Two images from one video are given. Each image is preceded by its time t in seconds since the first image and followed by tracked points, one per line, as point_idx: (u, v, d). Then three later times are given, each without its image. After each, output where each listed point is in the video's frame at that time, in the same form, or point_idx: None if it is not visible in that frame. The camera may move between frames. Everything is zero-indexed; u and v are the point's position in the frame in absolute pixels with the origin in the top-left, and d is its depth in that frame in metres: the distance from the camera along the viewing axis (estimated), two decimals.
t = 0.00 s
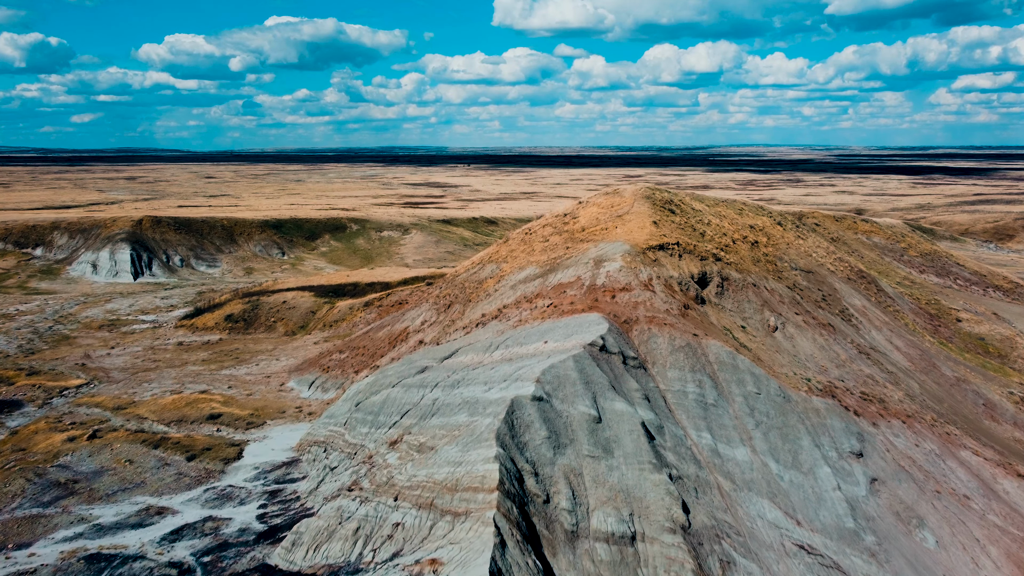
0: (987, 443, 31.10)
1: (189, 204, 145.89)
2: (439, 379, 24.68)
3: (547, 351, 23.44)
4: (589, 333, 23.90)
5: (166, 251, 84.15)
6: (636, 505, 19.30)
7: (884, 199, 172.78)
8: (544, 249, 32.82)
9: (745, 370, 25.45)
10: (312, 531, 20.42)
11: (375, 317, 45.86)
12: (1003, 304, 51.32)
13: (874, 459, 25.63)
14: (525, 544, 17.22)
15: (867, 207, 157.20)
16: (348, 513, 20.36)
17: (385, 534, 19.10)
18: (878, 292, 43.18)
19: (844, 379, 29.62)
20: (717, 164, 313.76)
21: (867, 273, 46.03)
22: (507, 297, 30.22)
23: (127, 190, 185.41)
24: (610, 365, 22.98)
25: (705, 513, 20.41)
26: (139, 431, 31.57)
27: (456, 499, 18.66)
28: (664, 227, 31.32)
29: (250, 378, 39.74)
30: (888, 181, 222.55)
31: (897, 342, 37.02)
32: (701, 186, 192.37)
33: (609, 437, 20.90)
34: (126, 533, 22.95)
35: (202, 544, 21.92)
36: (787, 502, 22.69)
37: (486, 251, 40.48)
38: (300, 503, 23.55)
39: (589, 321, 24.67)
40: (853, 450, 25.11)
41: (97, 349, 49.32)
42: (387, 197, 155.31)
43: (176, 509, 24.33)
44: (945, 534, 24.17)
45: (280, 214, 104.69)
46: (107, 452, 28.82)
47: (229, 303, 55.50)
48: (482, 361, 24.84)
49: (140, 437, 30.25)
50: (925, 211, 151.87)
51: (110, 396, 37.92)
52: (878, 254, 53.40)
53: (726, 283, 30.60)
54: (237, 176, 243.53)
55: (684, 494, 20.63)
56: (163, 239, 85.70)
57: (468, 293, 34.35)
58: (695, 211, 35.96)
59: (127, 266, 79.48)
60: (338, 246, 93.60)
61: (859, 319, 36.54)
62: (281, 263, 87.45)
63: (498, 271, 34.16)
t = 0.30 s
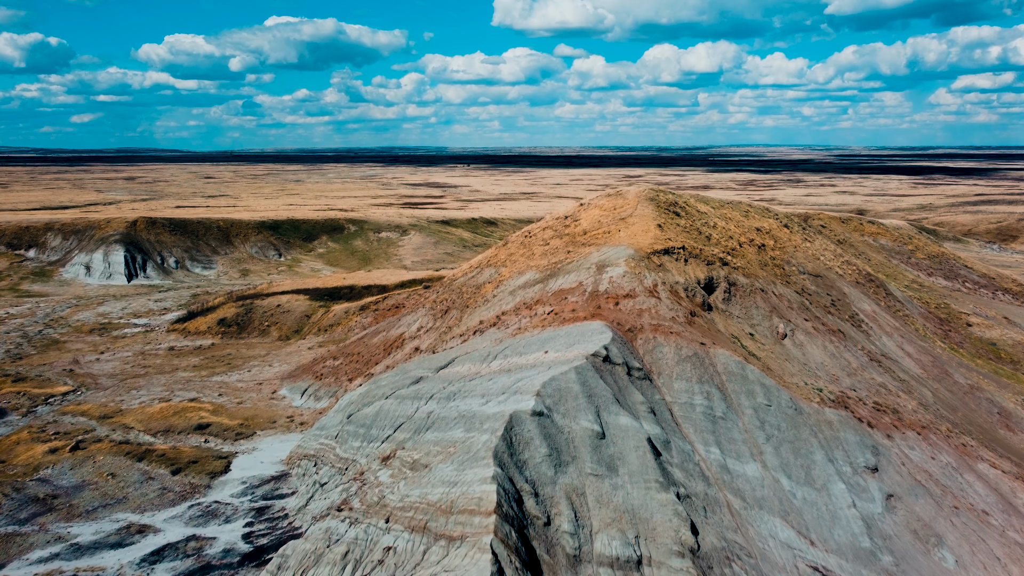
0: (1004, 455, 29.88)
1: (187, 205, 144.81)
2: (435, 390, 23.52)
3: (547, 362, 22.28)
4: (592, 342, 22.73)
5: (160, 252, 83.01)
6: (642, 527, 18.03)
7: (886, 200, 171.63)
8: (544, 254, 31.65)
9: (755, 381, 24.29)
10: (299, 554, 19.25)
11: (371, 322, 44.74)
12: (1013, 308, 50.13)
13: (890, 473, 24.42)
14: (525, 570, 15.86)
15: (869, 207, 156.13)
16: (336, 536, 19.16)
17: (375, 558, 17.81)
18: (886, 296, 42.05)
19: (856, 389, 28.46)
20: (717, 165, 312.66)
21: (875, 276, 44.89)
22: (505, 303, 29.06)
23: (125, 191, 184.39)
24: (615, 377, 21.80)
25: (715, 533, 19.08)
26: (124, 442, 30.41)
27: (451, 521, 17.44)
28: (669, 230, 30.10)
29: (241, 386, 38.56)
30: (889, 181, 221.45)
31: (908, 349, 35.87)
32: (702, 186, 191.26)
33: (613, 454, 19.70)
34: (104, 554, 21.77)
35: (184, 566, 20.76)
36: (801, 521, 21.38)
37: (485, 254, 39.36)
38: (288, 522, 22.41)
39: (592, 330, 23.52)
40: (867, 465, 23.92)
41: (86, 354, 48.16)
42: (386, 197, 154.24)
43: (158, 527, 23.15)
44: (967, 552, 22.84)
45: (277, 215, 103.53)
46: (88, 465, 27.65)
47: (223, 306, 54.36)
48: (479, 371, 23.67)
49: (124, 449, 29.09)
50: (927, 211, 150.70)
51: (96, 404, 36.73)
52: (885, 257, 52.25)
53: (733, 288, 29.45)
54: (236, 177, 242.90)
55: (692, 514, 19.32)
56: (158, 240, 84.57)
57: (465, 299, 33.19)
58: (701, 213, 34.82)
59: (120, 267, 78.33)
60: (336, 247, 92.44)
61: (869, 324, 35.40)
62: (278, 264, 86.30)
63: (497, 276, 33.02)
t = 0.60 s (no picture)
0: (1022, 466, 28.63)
1: (184, 205, 143.71)
2: (430, 403, 22.35)
3: (549, 373, 21.13)
4: (595, 352, 21.55)
5: (155, 254, 81.87)
6: (648, 552, 16.78)
7: (888, 200, 170.51)
8: (544, 258, 30.49)
9: (766, 393, 23.13)
10: None
11: (367, 326, 43.61)
12: None
13: (907, 488, 23.15)
14: None
15: (870, 208, 155.04)
16: (324, 560, 18.01)
17: None
18: (896, 300, 40.91)
19: (869, 399, 27.29)
20: (717, 165, 311.68)
21: (884, 279, 43.77)
22: (504, 309, 27.89)
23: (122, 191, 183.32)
24: (619, 389, 20.63)
25: (725, 556, 17.77)
26: (108, 453, 29.25)
27: (445, 548, 16.25)
28: (675, 233, 28.93)
29: (232, 393, 37.39)
30: (890, 181, 220.45)
31: (920, 355, 34.70)
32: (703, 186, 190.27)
33: (618, 473, 18.50)
34: None
35: None
36: (816, 541, 20.09)
37: (483, 257, 38.22)
38: (275, 542, 21.23)
39: (595, 339, 22.35)
40: (883, 481, 22.71)
41: (75, 359, 46.99)
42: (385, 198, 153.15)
43: (138, 547, 22.00)
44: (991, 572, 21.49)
45: (274, 216, 102.36)
46: (69, 479, 26.49)
47: (216, 310, 53.25)
48: (476, 383, 22.50)
49: (107, 461, 27.94)
50: (929, 211, 149.64)
51: (82, 412, 35.54)
52: (893, 259, 51.13)
53: (741, 294, 28.31)
54: (235, 176, 242.03)
55: (702, 536, 18.06)
56: (152, 241, 83.42)
57: (463, 304, 32.06)
58: (706, 215, 33.66)
59: (114, 269, 77.18)
60: (333, 249, 91.29)
61: (880, 330, 34.25)
62: (274, 266, 85.16)
63: (495, 281, 31.85)
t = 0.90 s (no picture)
0: None
1: (182, 205, 142.69)
2: (424, 417, 21.20)
3: (550, 386, 19.97)
4: (599, 363, 20.36)
5: (150, 256, 80.72)
6: None
7: (889, 200, 169.45)
8: (545, 262, 29.34)
9: (778, 406, 22.00)
10: None
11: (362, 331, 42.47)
12: None
13: (926, 506, 21.87)
14: None
15: (872, 208, 153.98)
16: None
17: None
18: (906, 304, 39.76)
19: (883, 410, 26.13)
20: (717, 164, 310.69)
21: (893, 283, 42.65)
22: (503, 315, 26.74)
23: (121, 191, 182.33)
24: (624, 403, 19.45)
25: None
26: (90, 466, 28.08)
27: None
28: (681, 237, 27.79)
29: (223, 401, 36.22)
30: (891, 181, 219.58)
31: (933, 362, 33.53)
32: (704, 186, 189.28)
33: (624, 493, 17.26)
34: None
35: None
36: (833, 563, 18.74)
37: (482, 261, 37.10)
38: (260, 564, 20.03)
39: (598, 349, 21.19)
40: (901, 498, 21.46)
41: (64, 364, 45.81)
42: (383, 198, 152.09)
43: (116, 569, 20.84)
44: None
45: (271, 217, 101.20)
46: (48, 494, 25.31)
47: (209, 313, 52.10)
48: (474, 396, 21.34)
49: (89, 475, 26.78)
50: (931, 211, 148.61)
51: (66, 421, 34.36)
52: (901, 261, 50.00)
53: (750, 300, 27.19)
54: (235, 176, 241.21)
55: (712, 560, 16.73)
56: (147, 242, 82.26)
57: (460, 310, 30.91)
58: (713, 217, 32.53)
59: (107, 271, 76.05)
60: (330, 250, 90.15)
61: (892, 336, 33.10)
62: (270, 267, 84.04)
63: (494, 286, 30.72)
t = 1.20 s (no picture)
0: None
1: (179, 205, 141.58)
2: (418, 432, 20.07)
3: (551, 401, 18.83)
4: (603, 376, 19.23)
5: (144, 257, 79.57)
6: None
7: (891, 200, 168.33)
8: (546, 267, 28.20)
9: (791, 419, 20.87)
10: None
11: (358, 337, 41.33)
12: None
13: (947, 524, 20.44)
14: None
15: (874, 208, 152.91)
16: None
17: None
18: (917, 309, 38.61)
19: (898, 423, 24.96)
20: (718, 164, 309.65)
21: (903, 286, 41.55)
22: (502, 323, 25.59)
23: (119, 191, 181.14)
24: (630, 419, 18.31)
25: None
26: (72, 479, 26.90)
27: None
28: (687, 241, 26.68)
29: (213, 409, 35.06)
30: (892, 181, 218.64)
31: (947, 370, 32.36)
32: (704, 186, 188.28)
33: (630, 517, 16.05)
34: None
35: None
36: None
37: (480, 264, 35.97)
38: None
39: (602, 360, 20.04)
40: (921, 518, 20.16)
41: (52, 369, 44.63)
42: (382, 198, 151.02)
43: None
44: None
45: (267, 217, 100.05)
46: (26, 510, 24.13)
47: (202, 317, 50.95)
48: (471, 409, 20.21)
49: (69, 489, 25.62)
50: (933, 212, 147.50)
51: (50, 431, 33.17)
52: (909, 264, 48.88)
53: (760, 306, 26.10)
54: (235, 176, 240.30)
55: None
56: (141, 244, 81.07)
57: (458, 316, 29.76)
58: (719, 220, 31.41)
59: (101, 273, 74.89)
60: (328, 251, 89.01)
61: (904, 343, 31.96)
62: (267, 269, 82.89)
63: (493, 291, 29.57)
